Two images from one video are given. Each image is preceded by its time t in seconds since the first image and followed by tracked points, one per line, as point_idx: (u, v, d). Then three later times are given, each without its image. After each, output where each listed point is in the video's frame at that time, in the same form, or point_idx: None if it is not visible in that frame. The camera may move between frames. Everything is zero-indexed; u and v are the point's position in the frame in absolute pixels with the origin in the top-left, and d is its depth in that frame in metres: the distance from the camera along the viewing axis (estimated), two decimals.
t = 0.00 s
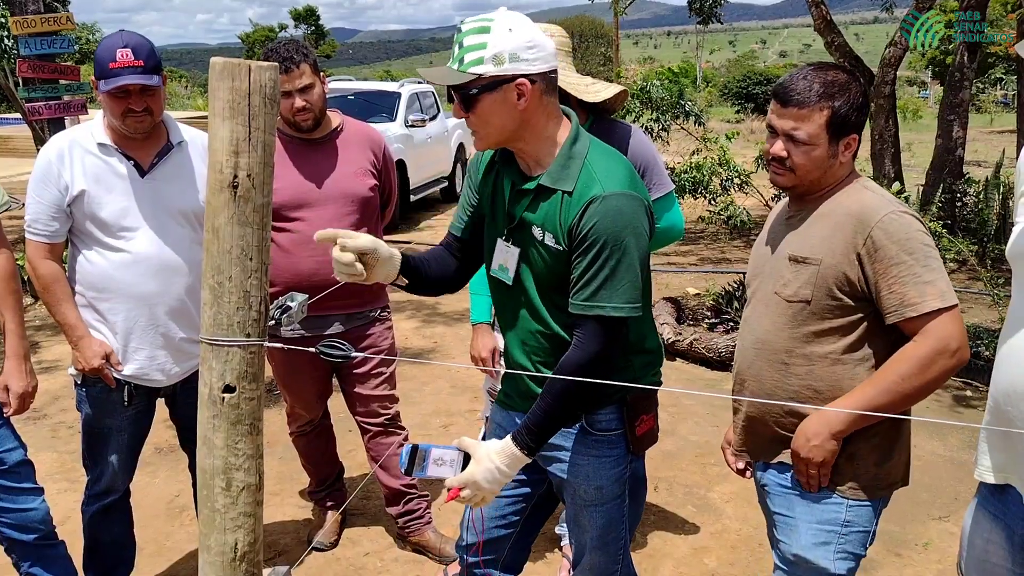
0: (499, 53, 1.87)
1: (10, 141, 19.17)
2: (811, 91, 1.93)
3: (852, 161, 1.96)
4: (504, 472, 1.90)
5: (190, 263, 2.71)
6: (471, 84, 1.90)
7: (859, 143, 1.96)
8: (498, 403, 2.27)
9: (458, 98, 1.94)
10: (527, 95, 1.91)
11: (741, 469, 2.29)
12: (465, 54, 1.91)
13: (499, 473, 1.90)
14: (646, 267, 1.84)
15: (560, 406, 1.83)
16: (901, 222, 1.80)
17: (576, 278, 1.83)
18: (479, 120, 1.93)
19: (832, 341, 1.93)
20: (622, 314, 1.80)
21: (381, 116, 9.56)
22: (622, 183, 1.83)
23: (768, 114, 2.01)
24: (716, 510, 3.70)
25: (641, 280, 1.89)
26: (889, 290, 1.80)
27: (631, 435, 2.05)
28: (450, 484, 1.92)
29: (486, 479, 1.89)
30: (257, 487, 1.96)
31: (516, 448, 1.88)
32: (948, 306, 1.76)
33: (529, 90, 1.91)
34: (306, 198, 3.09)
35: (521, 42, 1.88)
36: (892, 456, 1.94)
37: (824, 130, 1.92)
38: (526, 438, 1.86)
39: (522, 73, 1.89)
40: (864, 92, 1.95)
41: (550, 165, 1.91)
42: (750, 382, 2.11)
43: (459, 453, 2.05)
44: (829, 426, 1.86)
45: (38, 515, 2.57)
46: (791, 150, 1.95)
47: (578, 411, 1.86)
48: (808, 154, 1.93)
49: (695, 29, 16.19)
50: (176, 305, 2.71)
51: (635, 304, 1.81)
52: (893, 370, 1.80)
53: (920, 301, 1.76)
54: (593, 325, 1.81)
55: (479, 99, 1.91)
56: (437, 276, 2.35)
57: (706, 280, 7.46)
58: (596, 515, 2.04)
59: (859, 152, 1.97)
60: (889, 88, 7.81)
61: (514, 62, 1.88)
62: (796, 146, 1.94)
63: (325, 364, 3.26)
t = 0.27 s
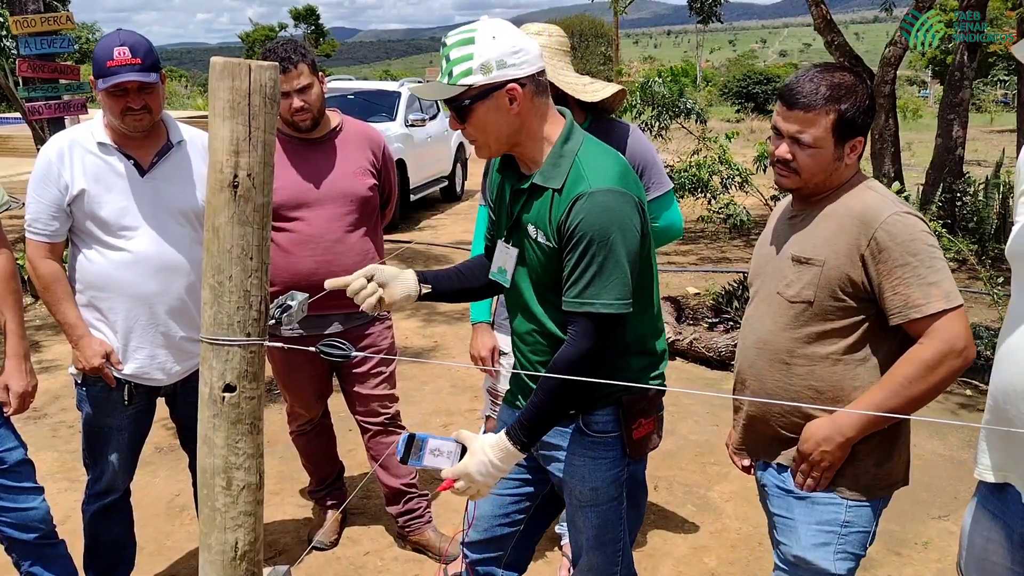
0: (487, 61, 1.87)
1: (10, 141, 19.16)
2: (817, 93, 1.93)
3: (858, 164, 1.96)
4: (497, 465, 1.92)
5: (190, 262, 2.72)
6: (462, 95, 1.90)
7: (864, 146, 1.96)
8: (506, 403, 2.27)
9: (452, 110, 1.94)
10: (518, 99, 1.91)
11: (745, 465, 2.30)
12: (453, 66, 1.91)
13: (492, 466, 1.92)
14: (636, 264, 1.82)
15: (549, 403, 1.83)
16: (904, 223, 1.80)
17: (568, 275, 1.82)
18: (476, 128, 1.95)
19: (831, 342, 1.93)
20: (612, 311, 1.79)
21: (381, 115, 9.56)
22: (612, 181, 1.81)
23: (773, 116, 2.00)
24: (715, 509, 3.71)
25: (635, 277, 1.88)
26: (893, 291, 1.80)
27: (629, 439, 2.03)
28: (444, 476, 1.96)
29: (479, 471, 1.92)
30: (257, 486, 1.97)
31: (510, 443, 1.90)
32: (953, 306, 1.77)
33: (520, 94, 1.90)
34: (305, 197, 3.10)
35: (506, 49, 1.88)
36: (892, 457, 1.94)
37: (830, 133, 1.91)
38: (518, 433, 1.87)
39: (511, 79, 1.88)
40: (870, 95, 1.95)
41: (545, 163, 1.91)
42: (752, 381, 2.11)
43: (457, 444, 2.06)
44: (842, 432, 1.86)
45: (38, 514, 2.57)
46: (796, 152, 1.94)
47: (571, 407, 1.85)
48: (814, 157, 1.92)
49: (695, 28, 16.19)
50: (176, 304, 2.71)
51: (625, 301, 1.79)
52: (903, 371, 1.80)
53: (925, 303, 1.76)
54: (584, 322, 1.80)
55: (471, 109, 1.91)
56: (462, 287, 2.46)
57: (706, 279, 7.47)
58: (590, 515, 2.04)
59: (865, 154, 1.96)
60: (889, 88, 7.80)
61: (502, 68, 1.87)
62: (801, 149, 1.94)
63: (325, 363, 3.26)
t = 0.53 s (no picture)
0: (481, 58, 1.90)
1: (10, 141, 19.16)
2: (821, 96, 1.93)
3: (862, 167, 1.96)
4: (491, 462, 1.92)
5: (190, 261, 2.72)
6: (456, 85, 1.95)
7: (869, 149, 1.96)
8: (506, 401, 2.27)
9: (450, 98, 2.00)
10: (508, 100, 1.92)
11: (747, 461, 2.30)
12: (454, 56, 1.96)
13: (487, 463, 1.93)
14: (628, 262, 1.81)
15: (541, 401, 1.83)
16: (910, 228, 1.80)
17: (561, 273, 1.83)
18: (471, 119, 1.98)
19: (831, 344, 1.94)
20: (604, 309, 1.79)
21: (381, 115, 9.56)
22: (602, 178, 1.80)
23: (776, 119, 2.00)
24: (715, 509, 3.71)
25: (629, 276, 1.88)
26: (896, 296, 1.80)
27: (621, 438, 2.01)
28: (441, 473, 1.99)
29: (474, 468, 1.94)
30: (257, 486, 1.97)
31: (503, 440, 1.90)
32: (957, 311, 1.77)
33: (509, 96, 1.91)
34: (304, 197, 3.10)
35: (502, 50, 1.89)
36: (891, 458, 1.95)
37: (834, 136, 1.91)
38: (513, 431, 1.88)
39: (501, 80, 1.89)
40: (873, 98, 1.95)
41: (541, 162, 1.91)
42: (753, 380, 2.12)
43: (454, 441, 2.06)
44: (847, 436, 1.86)
45: (38, 513, 2.58)
46: (799, 155, 1.94)
47: (564, 405, 1.85)
48: (818, 161, 1.92)
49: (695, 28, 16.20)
50: (176, 304, 2.72)
51: (618, 298, 1.79)
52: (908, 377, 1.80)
53: (928, 308, 1.77)
54: (577, 319, 1.81)
55: (465, 101, 1.95)
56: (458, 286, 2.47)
57: (706, 279, 7.47)
58: (583, 514, 2.05)
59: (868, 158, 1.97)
60: (889, 87, 7.81)
61: (493, 68, 1.89)
62: (805, 153, 1.94)
63: (325, 363, 3.26)
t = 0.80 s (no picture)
0: (481, 56, 1.90)
1: (10, 141, 19.17)
2: (822, 96, 1.93)
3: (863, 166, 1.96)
4: (492, 459, 1.92)
5: (191, 261, 2.72)
6: (458, 82, 1.96)
7: (870, 149, 1.96)
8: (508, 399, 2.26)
9: (451, 95, 2.01)
10: (509, 97, 1.92)
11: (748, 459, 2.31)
12: (456, 53, 1.97)
13: (488, 460, 1.93)
14: (627, 259, 1.82)
15: (541, 399, 1.84)
16: (914, 231, 1.80)
17: (561, 271, 1.83)
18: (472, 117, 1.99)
19: (832, 343, 1.95)
20: (604, 306, 1.79)
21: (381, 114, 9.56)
22: (603, 176, 1.81)
23: (776, 119, 2.01)
24: (715, 507, 3.72)
25: (629, 274, 1.88)
26: (899, 298, 1.80)
27: (621, 435, 2.01)
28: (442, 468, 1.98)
29: (475, 464, 1.93)
30: (258, 484, 1.97)
31: (504, 437, 1.91)
32: (959, 315, 1.77)
33: (510, 93, 1.91)
34: (305, 196, 3.10)
35: (503, 47, 1.89)
36: (891, 457, 1.95)
37: (834, 136, 1.92)
38: (513, 426, 1.88)
39: (502, 78, 1.90)
40: (875, 97, 1.95)
41: (542, 160, 1.91)
42: (755, 379, 2.13)
43: (456, 438, 2.07)
44: (857, 444, 1.86)
45: (40, 512, 2.58)
46: (800, 155, 1.95)
47: (563, 402, 1.86)
48: (818, 161, 1.92)
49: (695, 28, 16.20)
50: (177, 303, 2.72)
51: (618, 296, 1.80)
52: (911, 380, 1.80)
53: (930, 311, 1.77)
54: (577, 316, 1.81)
55: (467, 97, 1.96)
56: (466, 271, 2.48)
57: (706, 278, 7.48)
58: (583, 511, 2.06)
59: (869, 158, 1.97)
60: (889, 86, 7.81)
61: (494, 66, 1.89)
62: (805, 153, 1.94)
63: (326, 362, 3.27)
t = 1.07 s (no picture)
0: (480, 64, 1.89)
1: (10, 140, 19.16)
2: (827, 94, 1.93)
3: (867, 164, 1.96)
4: (497, 458, 1.93)
5: (191, 261, 2.73)
6: (458, 96, 1.92)
7: (874, 147, 1.95)
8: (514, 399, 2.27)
9: (450, 110, 1.97)
10: (512, 100, 1.92)
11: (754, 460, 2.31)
12: (449, 67, 1.94)
13: (492, 459, 1.93)
14: (630, 258, 1.82)
15: (544, 399, 1.84)
16: (917, 232, 1.80)
17: (563, 270, 1.84)
18: (472, 128, 1.97)
19: (835, 343, 1.95)
20: (607, 304, 1.80)
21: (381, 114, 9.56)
22: (602, 175, 1.81)
23: (783, 116, 2.01)
24: (715, 507, 3.72)
25: (630, 272, 1.88)
26: (900, 299, 1.81)
27: (625, 433, 2.01)
28: (447, 469, 1.99)
29: (479, 464, 1.94)
30: (259, 483, 1.98)
31: (509, 436, 1.91)
32: (961, 317, 1.77)
33: (513, 95, 1.91)
34: (308, 196, 3.11)
35: (498, 51, 1.89)
36: (893, 456, 1.96)
37: (838, 133, 1.92)
38: (518, 426, 1.89)
39: (504, 81, 1.90)
40: (880, 95, 1.95)
41: (541, 161, 1.91)
42: (758, 378, 2.13)
43: (460, 438, 2.08)
44: (849, 434, 1.88)
45: (41, 511, 2.59)
46: (803, 151, 1.95)
47: (566, 401, 1.86)
48: (821, 157, 1.93)
49: (695, 27, 16.19)
50: (178, 303, 2.73)
51: (621, 294, 1.80)
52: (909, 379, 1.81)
53: (931, 313, 1.78)
54: (580, 315, 1.82)
55: (468, 110, 1.94)
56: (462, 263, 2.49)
57: (706, 278, 7.48)
58: (586, 509, 2.06)
59: (874, 156, 1.96)
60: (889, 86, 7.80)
61: (495, 70, 1.89)
62: (809, 149, 1.95)
63: (326, 361, 3.27)
